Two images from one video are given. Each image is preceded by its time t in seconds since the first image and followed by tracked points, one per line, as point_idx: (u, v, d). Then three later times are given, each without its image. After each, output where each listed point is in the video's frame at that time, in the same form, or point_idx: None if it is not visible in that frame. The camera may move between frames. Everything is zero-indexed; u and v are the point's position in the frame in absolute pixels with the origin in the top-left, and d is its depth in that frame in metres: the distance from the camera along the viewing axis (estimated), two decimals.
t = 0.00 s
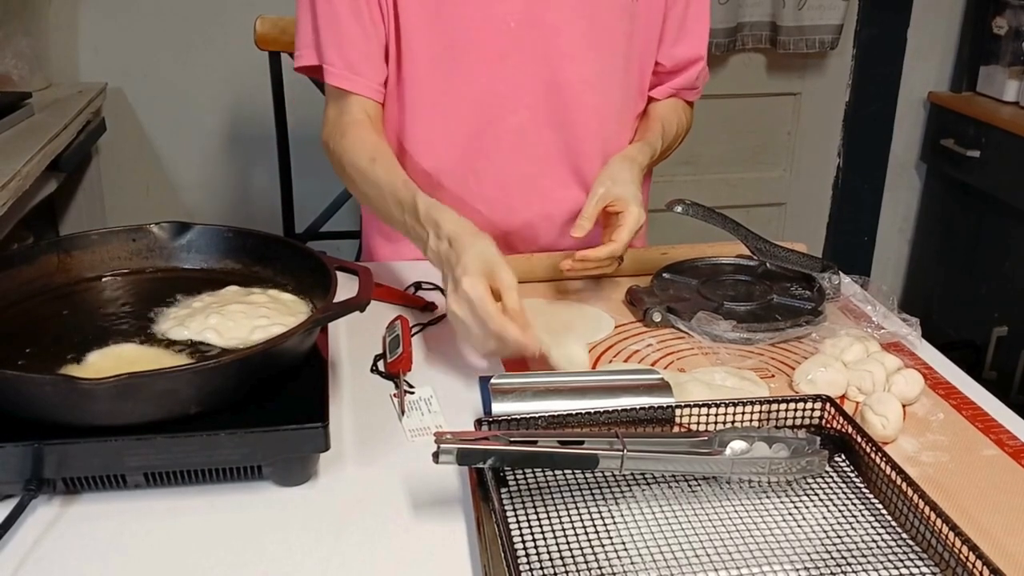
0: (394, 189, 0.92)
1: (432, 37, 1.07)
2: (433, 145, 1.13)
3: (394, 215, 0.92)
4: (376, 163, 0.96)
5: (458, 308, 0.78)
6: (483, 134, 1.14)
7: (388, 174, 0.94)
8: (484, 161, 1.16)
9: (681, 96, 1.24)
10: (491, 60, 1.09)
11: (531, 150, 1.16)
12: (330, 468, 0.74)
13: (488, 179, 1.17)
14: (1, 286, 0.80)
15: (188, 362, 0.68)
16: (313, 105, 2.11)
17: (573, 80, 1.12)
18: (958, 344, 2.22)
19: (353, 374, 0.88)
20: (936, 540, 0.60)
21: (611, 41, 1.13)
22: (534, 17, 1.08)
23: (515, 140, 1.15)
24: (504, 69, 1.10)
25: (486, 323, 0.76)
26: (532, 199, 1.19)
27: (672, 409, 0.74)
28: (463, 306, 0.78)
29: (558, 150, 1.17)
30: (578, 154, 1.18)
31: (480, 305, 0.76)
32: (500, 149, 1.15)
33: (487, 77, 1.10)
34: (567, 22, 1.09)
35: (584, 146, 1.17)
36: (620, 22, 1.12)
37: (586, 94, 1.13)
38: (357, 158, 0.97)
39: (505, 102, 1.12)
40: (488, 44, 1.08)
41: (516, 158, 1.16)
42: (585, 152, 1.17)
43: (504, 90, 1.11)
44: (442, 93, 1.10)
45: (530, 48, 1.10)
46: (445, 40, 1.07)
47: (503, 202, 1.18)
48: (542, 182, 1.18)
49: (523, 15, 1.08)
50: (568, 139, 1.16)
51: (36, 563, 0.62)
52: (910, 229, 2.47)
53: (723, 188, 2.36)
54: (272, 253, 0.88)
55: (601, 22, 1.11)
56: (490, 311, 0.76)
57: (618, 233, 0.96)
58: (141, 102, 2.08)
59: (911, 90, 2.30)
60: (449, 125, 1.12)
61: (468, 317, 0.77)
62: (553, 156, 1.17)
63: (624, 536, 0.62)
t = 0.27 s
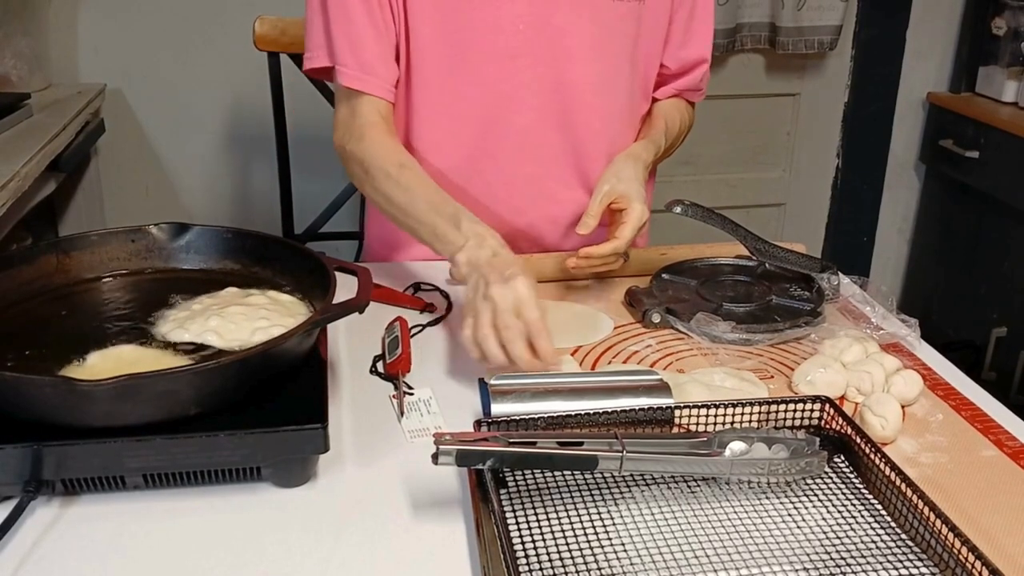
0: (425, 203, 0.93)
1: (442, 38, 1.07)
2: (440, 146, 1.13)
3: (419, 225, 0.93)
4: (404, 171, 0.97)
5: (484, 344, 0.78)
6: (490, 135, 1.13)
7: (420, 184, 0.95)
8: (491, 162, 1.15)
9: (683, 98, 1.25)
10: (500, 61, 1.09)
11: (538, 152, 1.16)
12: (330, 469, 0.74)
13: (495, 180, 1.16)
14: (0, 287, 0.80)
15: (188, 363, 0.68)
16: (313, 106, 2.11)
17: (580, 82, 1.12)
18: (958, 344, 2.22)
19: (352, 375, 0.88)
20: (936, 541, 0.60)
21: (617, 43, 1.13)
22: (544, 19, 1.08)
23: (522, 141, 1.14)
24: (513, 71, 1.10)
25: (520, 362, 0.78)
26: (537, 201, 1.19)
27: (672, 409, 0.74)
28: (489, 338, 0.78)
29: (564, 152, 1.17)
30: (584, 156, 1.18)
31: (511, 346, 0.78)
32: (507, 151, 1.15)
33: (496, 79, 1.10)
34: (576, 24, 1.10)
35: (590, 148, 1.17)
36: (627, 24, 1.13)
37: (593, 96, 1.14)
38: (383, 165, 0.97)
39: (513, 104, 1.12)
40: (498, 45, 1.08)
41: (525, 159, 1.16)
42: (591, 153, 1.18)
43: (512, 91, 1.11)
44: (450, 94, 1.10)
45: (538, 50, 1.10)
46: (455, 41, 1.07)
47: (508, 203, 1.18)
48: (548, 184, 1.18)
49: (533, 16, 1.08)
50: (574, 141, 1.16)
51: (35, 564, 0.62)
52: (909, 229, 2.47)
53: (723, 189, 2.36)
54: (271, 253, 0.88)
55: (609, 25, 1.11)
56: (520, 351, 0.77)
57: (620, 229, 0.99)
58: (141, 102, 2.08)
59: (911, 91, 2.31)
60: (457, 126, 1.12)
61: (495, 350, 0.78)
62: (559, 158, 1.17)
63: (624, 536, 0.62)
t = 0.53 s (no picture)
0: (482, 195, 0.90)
1: (456, 38, 1.06)
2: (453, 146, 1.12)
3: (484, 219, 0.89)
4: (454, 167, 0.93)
5: (587, 338, 0.80)
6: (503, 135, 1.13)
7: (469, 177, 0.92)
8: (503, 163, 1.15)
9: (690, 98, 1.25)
10: (513, 61, 1.09)
11: (550, 153, 1.16)
12: (329, 469, 0.74)
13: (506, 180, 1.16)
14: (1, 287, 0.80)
15: (188, 364, 0.68)
16: (312, 106, 2.11)
17: (593, 82, 1.12)
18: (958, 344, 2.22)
19: (352, 375, 0.88)
20: (936, 542, 0.60)
21: (629, 44, 1.13)
22: (557, 19, 1.08)
23: (535, 141, 1.14)
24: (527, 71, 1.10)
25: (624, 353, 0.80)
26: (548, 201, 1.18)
27: (672, 410, 0.75)
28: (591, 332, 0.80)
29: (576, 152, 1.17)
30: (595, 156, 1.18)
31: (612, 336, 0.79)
32: (520, 150, 1.15)
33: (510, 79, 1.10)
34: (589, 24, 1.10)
35: (601, 149, 1.17)
36: (639, 25, 1.13)
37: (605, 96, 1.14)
38: (430, 160, 0.94)
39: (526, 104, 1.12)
40: (512, 45, 1.08)
41: (539, 159, 1.16)
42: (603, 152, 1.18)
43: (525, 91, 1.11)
44: (464, 94, 1.10)
45: (552, 50, 1.10)
46: (469, 41, 1.07)
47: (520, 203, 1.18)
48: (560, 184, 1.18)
49: (547, 16, 1.08)
50: (586, 141, 1.16)
51: (35, 564, 0.62)
52: (909, 229, 2.47)
53: (723, 189, 2.36)
54: (272, 254, 0.88)
55: (621, 25, 1.12)
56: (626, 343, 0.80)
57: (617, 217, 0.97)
58: (141, 102, 2.08)
59: (911, 91, 2.30)
60: (470, 126, 1.12)
61: (597, 342, 0.80)
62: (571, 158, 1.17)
63: (624, 536, 0.62)
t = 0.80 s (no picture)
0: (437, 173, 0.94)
1: (470, 37, 1.07)
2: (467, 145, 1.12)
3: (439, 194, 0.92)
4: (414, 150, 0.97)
5: (530, 317, 0.80)
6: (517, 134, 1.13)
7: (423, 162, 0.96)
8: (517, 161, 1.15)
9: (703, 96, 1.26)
10: (529, 61, 1.09)
11: (564, 152, 1.16)
12: (330, 469, 0.74)
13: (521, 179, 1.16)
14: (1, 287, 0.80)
15: (188, 363, 0.68)
16: (312, 106, 2.11)
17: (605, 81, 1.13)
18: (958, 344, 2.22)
19: (352, 375, 0.88)
20: (936, 542, 0.60)
21: (641, 43, 1.14)
22: (572, 19, 1.09)
23: (549, 140, 1.14)
24: (542, 70, 1.10)
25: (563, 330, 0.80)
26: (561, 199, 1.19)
27: (671, 410, 0.75)
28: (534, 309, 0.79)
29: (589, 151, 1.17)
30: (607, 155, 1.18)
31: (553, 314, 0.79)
32: (534, 150, 1.15)
33: (525, 79, 1.10)
34: (603, 24, 1.10)
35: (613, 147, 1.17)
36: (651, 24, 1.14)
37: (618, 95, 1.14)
38: (390, 148, 0.98)
39: (541, 103, 1.12)
40: (527, 45, 1.08)
41: (552, 159, 1.16)
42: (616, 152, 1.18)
43: (540, 91, 1.11)
44: (478, 93, 1.10)
45: (567, 49, 1.10)
46: (484, 39, 1.07)
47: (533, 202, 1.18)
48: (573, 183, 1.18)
49: (561, 16, 1.08)
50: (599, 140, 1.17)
51: (35, 564, 0.62)
52: (909, 229, 2.47)
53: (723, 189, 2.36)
54: (272, 254, 0.88)
55: (633, 25, 1.12)
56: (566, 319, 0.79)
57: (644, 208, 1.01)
58: (141, 102, 2.08)
59: (911, 91, 2.31)
60: (485, 126, 1.12)
61: (539, 321, 0.80)
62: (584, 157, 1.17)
63: (624, 536, 0.62)
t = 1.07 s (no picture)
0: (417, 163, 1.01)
1: (478, 37, 1.08)
2: (471, 143, 1.13)
3: (417, 182, 1.00)
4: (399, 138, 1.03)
5: (471, 305, 0.89)
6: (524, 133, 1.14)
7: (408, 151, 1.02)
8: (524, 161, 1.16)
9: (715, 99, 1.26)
10: (536, 61, 1.10)
11: (571, 152, 1.16)
12: (330, 469, 0.74)
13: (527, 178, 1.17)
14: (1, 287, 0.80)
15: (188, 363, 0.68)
16: (312, 106, 2.11)
17: (612, 81, 1.13)
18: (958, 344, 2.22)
19: (352, 375, 0.89)
20: (936, 543, 0.60)
21: (649, 45, 1.14)
22: (579, 19, 1.09)
23: (556, 140, 1.15)
24: (550, 70, 1.11)
25: (496, 325, 0.89)
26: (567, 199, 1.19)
27: (671, 410, 0.75)
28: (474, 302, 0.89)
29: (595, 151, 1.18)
30: (614, 155, 1.19)
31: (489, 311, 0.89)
32: (540, 149, 1.15)
33: (529, 78, 1.11)
34: (610, 25, 1.11)
35: (620, 147, 1.18)
36: (659, 26, 1.14)
37: (625, 95, 1.15)
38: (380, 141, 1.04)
39: (548, 103, 1.13)
40: (534, 44, 1.09)
41: (555, 158, 1.16)
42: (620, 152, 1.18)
43: (547, 91, 1.12)
44: (485, 93, 1.11)
45: (574, 50, 1.11)
46: (491, 39, 1.08)
47: (540, 201, 1.19)
48: (579, 182, 1.19)
49: (568, 17, 1.09)
50: (606, 140, 1.17)
51: (36, 564, 0.62)
52: (909, 229, 2.47)
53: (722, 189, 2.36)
54: (272, 254, 0.88)
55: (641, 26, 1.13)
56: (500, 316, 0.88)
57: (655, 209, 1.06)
58: (141, 103, 2.08)
59: (910, 91, 2.31)
60: (489, 124, 1.12)
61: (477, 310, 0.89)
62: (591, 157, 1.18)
63: (624, 536, 0.62)
